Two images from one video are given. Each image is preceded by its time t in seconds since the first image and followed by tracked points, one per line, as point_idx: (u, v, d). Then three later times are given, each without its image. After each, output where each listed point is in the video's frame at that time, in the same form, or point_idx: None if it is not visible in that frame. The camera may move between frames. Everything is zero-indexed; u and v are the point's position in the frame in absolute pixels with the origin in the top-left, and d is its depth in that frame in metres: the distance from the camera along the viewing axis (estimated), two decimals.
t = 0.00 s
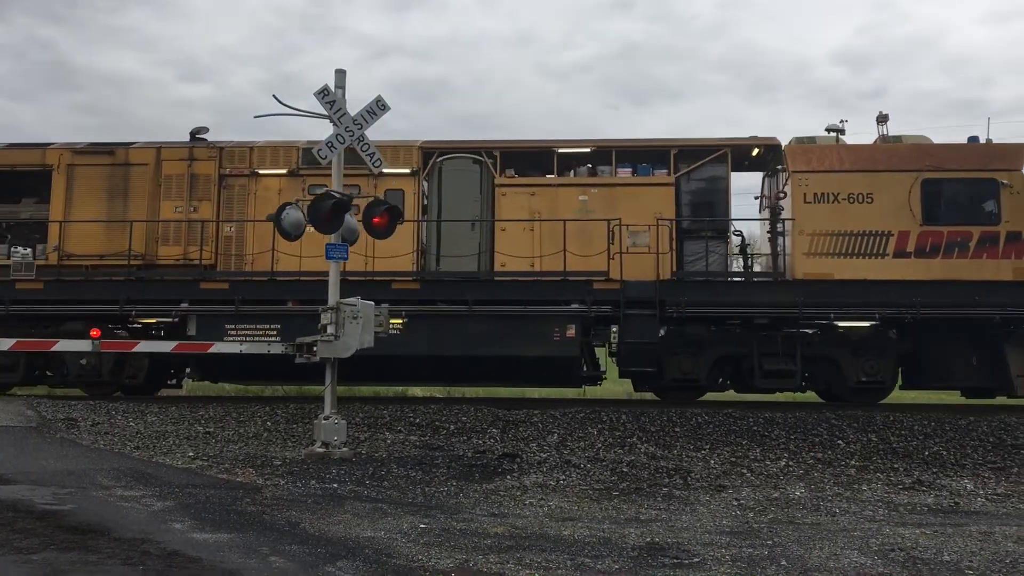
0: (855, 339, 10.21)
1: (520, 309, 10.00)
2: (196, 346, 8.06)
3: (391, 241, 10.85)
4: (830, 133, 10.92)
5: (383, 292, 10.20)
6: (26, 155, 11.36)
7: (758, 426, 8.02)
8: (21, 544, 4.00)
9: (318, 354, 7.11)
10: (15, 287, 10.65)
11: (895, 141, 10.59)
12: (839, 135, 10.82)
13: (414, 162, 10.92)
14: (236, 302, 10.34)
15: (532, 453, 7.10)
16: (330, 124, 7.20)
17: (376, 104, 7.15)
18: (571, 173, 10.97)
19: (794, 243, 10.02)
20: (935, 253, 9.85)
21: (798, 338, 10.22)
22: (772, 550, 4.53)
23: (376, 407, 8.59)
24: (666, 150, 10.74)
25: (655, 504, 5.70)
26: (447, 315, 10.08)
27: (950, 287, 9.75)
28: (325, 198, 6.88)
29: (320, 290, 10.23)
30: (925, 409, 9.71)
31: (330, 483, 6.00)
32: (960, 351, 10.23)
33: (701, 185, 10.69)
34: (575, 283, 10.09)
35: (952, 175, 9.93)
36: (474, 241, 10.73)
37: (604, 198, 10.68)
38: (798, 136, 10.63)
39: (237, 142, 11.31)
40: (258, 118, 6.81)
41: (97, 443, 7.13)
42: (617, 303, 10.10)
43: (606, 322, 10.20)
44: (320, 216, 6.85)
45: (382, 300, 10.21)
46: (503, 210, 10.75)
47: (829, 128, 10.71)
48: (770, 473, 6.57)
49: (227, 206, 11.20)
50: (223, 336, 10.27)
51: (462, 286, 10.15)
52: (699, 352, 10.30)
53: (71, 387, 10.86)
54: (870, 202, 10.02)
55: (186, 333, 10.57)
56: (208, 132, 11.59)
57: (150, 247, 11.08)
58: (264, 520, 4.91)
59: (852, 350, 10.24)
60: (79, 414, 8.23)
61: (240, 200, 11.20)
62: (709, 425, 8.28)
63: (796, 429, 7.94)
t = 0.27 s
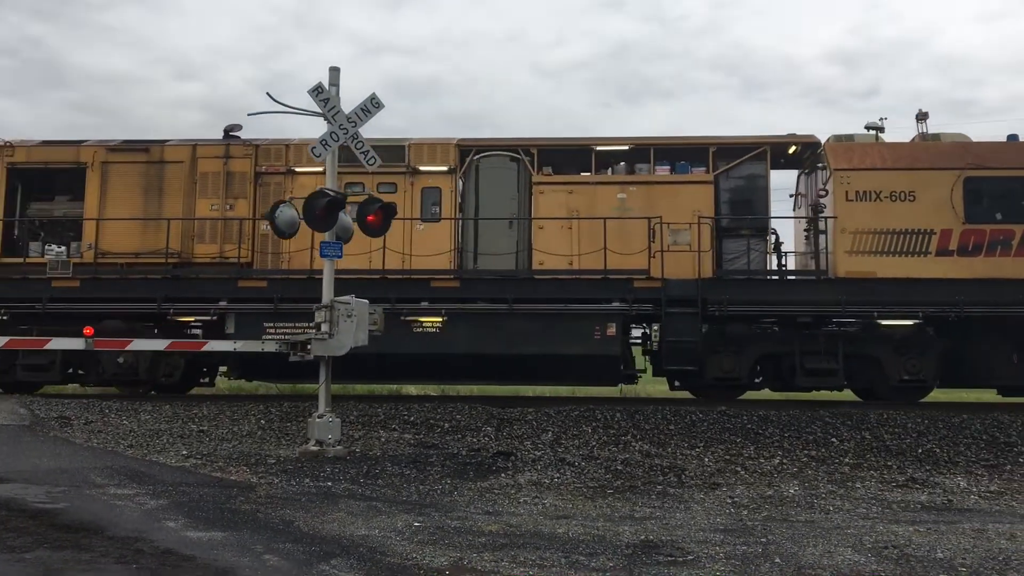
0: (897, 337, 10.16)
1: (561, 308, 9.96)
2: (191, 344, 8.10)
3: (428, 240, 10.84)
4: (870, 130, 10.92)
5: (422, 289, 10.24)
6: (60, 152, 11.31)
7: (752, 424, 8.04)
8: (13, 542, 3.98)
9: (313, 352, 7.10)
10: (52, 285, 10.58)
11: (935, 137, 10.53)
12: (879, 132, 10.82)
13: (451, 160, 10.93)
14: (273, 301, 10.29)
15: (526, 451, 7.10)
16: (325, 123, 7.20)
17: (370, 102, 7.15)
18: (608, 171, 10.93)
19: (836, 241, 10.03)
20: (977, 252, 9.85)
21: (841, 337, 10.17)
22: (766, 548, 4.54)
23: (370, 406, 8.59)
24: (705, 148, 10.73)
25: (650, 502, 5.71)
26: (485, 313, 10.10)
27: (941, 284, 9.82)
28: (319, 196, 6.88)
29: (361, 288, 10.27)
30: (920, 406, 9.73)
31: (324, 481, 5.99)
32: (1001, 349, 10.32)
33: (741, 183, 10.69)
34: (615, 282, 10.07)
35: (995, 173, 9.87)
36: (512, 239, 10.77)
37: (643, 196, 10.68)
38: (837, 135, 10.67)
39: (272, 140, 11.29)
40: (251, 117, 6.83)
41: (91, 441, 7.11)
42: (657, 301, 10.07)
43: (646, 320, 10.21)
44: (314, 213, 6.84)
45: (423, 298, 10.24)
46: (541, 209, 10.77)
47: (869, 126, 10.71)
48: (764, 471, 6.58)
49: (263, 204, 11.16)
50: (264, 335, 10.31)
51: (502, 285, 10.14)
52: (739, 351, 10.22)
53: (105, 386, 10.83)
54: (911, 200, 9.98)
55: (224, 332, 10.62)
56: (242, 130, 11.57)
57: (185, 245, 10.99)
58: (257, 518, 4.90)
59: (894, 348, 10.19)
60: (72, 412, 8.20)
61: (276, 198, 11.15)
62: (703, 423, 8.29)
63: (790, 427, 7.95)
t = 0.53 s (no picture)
0: (940, 337, 10.18)
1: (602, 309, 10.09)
2: (186, 345, 8.01)
3: (466, 240, 10.92)
4: (909, 130, 10.97)
5: (462, 290, 10.30)
6: (94, 153, 11.37)
7: (747, 424, 8.05)
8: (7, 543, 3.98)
9: (307, 353, 7.08)
10: (90, 285, 10.58)
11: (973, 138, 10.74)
12: (919, 132, 10.89)
13: (490, 160, 11.01)
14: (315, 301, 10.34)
15: (522, 451, 7.09)
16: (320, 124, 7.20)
17: (365, 103, 7.14)
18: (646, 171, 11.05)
19: (880, 241, 10.18)
20: (1021, 251, 10.01)
21: (883, 337, 10.21)
22: (761, 548, 4.54)
23: (364, 407, 8.58)
24: (744, 149, 10.82)
25: (645, 502, 5.71)
26: (528, 314, 10.17)
27: (984, 284, 9.93)
28: (314, 197, 6.88)
29: (401, 289, 10.32)
30: (915, 406, 9.75)
31: (319, 482, 5.98)
32: None
33: (780, 183, 10.77)
34: (658, 282, 10.18)
35: None
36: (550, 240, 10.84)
37: (682, 196, 10.76)
38: (875, 135, 10.81)
39: (310, 140, 11.28)
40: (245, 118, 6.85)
41: (85, 443, 7.10)
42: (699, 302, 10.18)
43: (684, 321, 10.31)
44: (308, 214, 6.83)
45: (463, 299, 10.29)
46: (580, 209, 10.85)
47: (908, 127, 10.81)
48: (759, 471, 6.59)
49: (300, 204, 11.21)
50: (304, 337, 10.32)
51: (544, 285, 10.27)
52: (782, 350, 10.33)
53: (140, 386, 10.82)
54: (954, 200, 10.17)
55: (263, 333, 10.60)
56: (275, 130, 11.59)
57: (222, 246, 11.02)
58: (252, 519, 4.89)
59: (937, 348, 10.21)
60: (66, 413, 8.18)
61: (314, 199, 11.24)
62: (698, 423, 8.29)
63: (785, 427, 7.97)
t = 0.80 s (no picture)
0: (982, 339, 10.21)
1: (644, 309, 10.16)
2: (180, 346, 7.98)
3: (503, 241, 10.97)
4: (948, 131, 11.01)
5: (501, 290, 10.34)
6: (131, 154, 11.39)
7: (741, 425, 8.06)
8: None
9: (301, 355, 7.08)
10: (128, 287, 10.58)
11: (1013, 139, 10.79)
12: (958, 134, 10.92)
13: (526, 161, 11.03)
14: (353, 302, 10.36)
15: (516, 453, 7.09)
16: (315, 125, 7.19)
17: (360, 103, 7.14)
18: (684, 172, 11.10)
19: (922, 242, 10.21)
20: None
21: (925, 338, 10.25)
22: (755, 550, 4.55)
23: (359, 408, 8.57)
24: (783, 149, 10.87)
25: (640, 503, 5.71)
26: (568, 314, 10.25)
27: None
28: (308, 198, 6.88)
29: (440, 291, 10.37)
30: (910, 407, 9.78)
31: (313, 484, 5.97)
32: None
33: (818, 184, 10.83)
34: (698, 283, 10.25)
35: None
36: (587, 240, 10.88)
37: (720, 197, 10.82)
38: (913, 136, 10.82)
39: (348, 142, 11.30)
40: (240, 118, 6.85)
41: (78, 445, 7.07)
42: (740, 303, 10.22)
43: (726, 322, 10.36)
44: (302, 215, 6.84)
45: (501, 300, 10.34)
46: (619, 210, 10.91)
47: (948, 128, 10.83)
48: (754, 472, 6.60)
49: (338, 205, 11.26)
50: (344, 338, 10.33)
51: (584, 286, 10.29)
52: (824, 351, 10.37)
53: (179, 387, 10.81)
54: (996, 201, 10.19)
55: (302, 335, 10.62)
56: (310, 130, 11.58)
57: (260, 247, 11.07)
58: (246, 521, 4.88)
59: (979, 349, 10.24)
60: (59, 415, 8.15)
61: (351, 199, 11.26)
62: (693, 424, 8.30)
63: (779, 428, 7.98)
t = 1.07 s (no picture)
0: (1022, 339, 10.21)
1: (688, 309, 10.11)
2: (172, 346, 7.98)
3: (540, 241, 11.06)
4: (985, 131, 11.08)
5: (541, 290, 10.32)
6: (166, 153, 11.47)
7: (735, 425, 8.07)
8: None
9: (294, 354, 7.07)
10: (163, 287, 10.59)
11: None
12: (996, 134, 10.97)
13: (564, 161, 11.13)
14: (393, 301, 10.37)
15: (510, 452, 7.09)
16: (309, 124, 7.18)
17: (353, 103, 7.13)
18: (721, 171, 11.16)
19: (963, 242, 10.27)
20: None
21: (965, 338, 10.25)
22: (749, 549, 4.55)
23: (352, 408, 8.56)
24: (821, 149, 10.92)
25: (634, 503, 5.71)
26: (608, 315, 10.19)
27: None
28: (301, 197, 6.87)
29: (479, 290, 10.37)
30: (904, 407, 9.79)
31: (307, 484, 5.96)
32: None
33: (856, 184, 10.88)
34: (740, 282, 10.22)
35: None
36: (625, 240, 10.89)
37: (759, 196, 10.89)
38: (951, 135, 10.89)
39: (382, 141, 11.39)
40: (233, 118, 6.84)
41: (71, 445, 7.05)
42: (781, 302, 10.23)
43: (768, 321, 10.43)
44: (295, 214, 6.82)
45: (540, 300, 10.34)
46: (656, 209, 10.96)
47: (987, 128, 10.90)
48: (746, 472, 6.61)
49: (375, 204, 11.31)
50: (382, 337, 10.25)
51: (625, 286, 10.29)
52: (863, 351, 10.37)
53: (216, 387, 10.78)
54: None
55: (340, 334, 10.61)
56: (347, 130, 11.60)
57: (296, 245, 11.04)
58: (240, 521, 4.87)
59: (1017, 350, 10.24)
60: (52, 415, 8.13)
61: (389, 199, 11.32)
62: (686, 423, 8.30)
63: (773, 428, 7.98)
